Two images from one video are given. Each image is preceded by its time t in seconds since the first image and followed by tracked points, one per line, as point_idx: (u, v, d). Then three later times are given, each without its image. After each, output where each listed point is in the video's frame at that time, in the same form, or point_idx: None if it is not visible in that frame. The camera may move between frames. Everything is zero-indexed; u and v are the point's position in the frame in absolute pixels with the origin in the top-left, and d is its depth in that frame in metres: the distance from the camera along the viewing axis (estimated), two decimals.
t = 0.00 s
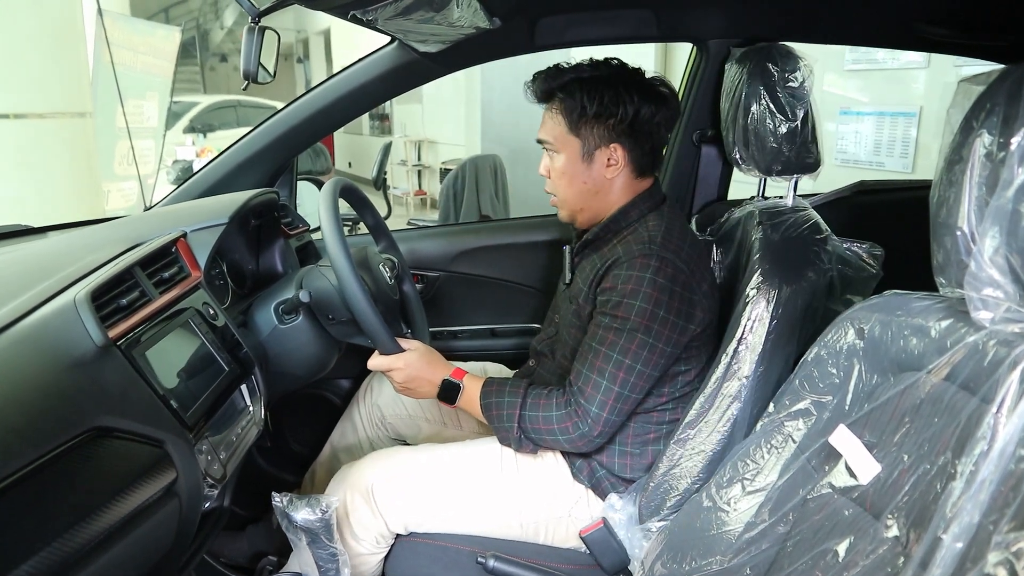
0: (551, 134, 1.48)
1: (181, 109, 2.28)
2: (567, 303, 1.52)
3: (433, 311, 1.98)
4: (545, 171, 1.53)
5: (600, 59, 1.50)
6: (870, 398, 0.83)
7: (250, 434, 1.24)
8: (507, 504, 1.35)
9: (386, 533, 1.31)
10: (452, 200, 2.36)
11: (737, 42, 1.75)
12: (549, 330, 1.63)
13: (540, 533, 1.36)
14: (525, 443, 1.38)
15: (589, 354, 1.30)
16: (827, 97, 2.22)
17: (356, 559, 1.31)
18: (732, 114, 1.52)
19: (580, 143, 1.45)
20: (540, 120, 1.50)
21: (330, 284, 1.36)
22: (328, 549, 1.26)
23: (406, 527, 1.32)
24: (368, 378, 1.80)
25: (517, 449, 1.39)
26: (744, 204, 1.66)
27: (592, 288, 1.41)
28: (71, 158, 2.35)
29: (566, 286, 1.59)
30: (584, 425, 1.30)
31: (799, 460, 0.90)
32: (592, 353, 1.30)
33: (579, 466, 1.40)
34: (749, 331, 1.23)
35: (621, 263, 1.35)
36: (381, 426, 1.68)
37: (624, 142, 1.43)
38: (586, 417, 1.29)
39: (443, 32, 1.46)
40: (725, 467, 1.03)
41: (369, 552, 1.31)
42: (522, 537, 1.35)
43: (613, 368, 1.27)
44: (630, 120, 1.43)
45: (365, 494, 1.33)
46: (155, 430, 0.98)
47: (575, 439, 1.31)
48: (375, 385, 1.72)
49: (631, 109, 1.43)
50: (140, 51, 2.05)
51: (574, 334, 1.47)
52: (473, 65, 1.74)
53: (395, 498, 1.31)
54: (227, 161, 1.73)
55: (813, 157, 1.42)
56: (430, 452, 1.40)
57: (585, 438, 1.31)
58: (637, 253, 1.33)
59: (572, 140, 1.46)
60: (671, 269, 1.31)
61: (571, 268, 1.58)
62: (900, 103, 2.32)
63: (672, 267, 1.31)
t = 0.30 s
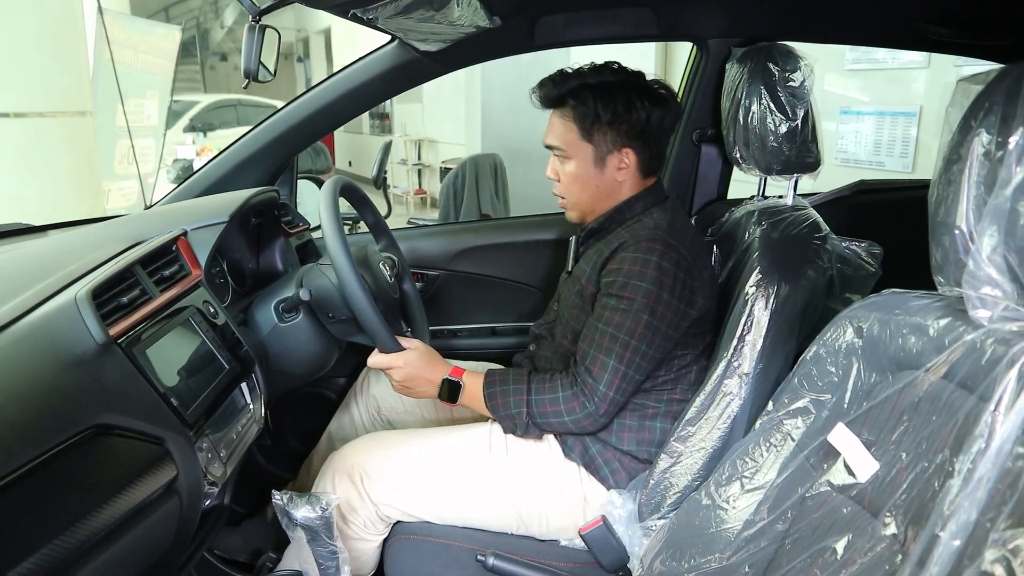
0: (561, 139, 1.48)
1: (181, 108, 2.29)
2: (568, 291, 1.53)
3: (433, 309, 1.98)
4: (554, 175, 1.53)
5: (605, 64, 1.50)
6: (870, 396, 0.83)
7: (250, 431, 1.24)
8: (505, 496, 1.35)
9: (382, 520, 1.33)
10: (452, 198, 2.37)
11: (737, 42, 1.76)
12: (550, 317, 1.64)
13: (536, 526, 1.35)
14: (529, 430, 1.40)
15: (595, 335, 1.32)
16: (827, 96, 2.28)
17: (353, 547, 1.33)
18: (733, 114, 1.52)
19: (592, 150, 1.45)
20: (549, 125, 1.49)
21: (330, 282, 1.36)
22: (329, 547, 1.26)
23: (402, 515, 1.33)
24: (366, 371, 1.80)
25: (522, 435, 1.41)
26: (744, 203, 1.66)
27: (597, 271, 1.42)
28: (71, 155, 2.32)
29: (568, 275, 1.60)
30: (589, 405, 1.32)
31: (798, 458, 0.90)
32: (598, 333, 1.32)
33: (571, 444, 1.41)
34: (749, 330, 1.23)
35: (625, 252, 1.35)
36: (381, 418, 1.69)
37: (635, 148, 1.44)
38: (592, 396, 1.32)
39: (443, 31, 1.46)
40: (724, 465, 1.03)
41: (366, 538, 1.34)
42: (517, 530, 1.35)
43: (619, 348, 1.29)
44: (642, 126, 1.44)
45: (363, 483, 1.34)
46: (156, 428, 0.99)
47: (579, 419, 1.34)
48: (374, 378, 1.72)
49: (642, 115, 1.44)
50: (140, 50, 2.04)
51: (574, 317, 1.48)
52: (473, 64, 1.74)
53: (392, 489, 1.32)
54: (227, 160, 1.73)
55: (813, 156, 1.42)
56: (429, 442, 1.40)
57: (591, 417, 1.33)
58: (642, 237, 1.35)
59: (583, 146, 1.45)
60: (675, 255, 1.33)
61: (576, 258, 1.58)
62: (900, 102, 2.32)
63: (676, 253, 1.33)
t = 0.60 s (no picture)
0: (579, 128, 1.48)
1: (182, 106, 2.29)
2: (575, 305, 1.54)
3: (433, 307, 1.98)
4: (565, 166, 1.52)
5: (630, 55, 1.51)
6: (870, 394, 0.83)
7: (250, 430, 1.24)
8: (508, 499, 1.35)
9: (390, 530, 1.30)
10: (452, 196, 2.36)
11: (737, 39, 1.76)
12: (554, 330, 1.63)
13: (541, 532, 1.35)
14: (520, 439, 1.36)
15: (597, 348, 1.30)
16: (828, 95, 2.30)
17: (358, 559, 1.29)
18: (732, 111, 1.51)
19: (611, 144, 1.45)
20: (568, 112, 1.49)
21: (329, 280, 1.36)
22: (329, 545, 1.26)
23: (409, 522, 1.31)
24: (366, 376, 1.80)
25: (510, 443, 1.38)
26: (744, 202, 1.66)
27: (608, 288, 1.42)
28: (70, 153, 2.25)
29: (573, 286, 1.59)
30: (582, 416, 1.29)
31: (799, 456, 0.90)
32: (601, 346, 1.30)
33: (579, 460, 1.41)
34: (749, 327, 1.23)
35: (638, 268, 1.35)
36: (380, 422, 1.68)
37: (653, 148, 1.46)
38: (586, 408, 1.29)
39: (443, 29, 1.46)
40: (725, 462, 1.03)
41: (373, 549, 1.30)
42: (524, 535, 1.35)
43: (620, 362, 1.27)
44: (663, 126, 1.46)
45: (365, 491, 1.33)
46: (157, 426, 0.99)
47: (569, 431, 1.31)
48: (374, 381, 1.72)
49: (664, 114, 1.45)
50: (139, 48, 2.05)
51: (582, 334, 1.49)
52: (473, 62, 1.74)
53: (394, 490, 1.32)
54: (227, 158, 1.73)
55: (813, 154, 1.42)
56: (431, 448, 1.41)
57: (583, 430, 1.29)
58: (656, 253, 1.35)
59: (601, 138, 1.46)
60: (690, 271, 1.32)
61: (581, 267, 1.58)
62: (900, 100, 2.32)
63: (691, 268, 1.32)
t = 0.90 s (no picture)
0: (597, 111, 1.48)
1: (182, 104, 2.29)
2: (583, 320, 1.51)
3: (434, 305, 1.98)
4: (576, 156, 1.50)
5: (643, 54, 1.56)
6: (873, 390, 0.83)
7: (253, 427, 1.25)
8: (509, 494, 1.35)
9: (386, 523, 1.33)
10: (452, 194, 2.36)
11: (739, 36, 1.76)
12: (559, 341, 1.60)
13: (541, 527, 1.33)
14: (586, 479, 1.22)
15: (644, 375, 1.20)
16: (827, 92, 2.33)
17: (358, 548, 1.33)
18: (734, 108, 1.51)
19: (629, 131, 1.47)
20: (587, 95, 1.48)
21: (331, 277, 1.36)
22: (333, 541, 1.26)
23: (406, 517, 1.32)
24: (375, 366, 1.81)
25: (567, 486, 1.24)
26: (745, 198, 1.65)
27: (631, 314, 1.36)
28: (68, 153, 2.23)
29: (579, 296, 1.55)
30: (649, 445, 1.17)
31: (801, 452, 0.91)
32: (647, 373, 1.20)
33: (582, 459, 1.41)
34: (753, 325, 1.23)
35: (665, 289, 1.29)
36: (382, 418, 1.68)
37: (669, 139, 1.48)
38: (654, 438, 1.16)
39: (445, 26, 1.46)
40: (728, 458, 1.03)
41: (368, 539, 1.33)
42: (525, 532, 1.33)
43: (675, 385, 1.17)
44: (676, 118, 1.50)
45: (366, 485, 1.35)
46: (161, 423, 0.99)
47: (638, 463, 1.17)
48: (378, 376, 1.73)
49: (681, 106, 1.50)
50: (139, 45, 2.04)
51: (596, 353, 1.45)
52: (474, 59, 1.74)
53: (394, 486, 1.33)
54: (228, 156, 1.74)
55: (815, 150, 1.43)
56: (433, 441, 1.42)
57: (653, 466, 1.17)
58: (679, 268, 1.29)
59: (620, 122, 1.47)
60: (717, 279, 1.28)
61: (587, 278, 1.54)
62: (900, 97, 2.32)
63: (717, 277, 1.28)
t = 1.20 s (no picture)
0: (629, 125, 1.43)
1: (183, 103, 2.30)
2: (585, 330, 1.48)
3: (437, 304, 1.98)
4: (604, 169, 1.43)
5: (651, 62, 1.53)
6: (879, 390, 0.83)
7: (258, 426, 1.25)
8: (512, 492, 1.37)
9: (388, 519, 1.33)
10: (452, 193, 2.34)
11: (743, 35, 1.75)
12: (558, 351, 1.56)
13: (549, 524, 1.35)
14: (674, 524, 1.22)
15: (685, 401, 1.21)
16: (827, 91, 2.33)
17: (359, 543, 1.33)
18: (738, 108, 1.51)
19: (654, 148, 1.47)
20: (622, 108, 1.43)
21: (337, 276, 1.37)
22: (338, 540, 1.25)
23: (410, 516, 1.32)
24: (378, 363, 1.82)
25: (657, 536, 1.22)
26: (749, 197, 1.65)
27: (641, 329, 1.32)
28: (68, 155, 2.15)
29: (577, 308, 1.52)
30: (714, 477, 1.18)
31: (807, 452, 0.91)
32: (688, 399, 1.21)
33: (587, 458, 1.41)
34: (762, 326, 1.25)
35: (676, 302, 1.26)
36: (390, 414, 1.71)
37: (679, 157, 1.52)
38: (713, 465, 1.18)
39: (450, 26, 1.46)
40: (734, 458, 1.03)
41: (375, 536, 1.33)
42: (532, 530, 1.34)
43: (719, 405, 1.19)
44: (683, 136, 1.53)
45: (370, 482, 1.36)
46: (168, 422, 0.99)
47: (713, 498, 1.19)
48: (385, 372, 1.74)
49: (692, 122, 1.52)
50: (142, 44, 2.03)
51: (602, 363, 1.42)
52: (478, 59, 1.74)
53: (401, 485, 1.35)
54: (231, 155, 1.74)
55: (819, 150, 1.43)
56: (435, 438, 1.44)
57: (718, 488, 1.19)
58: (686, 279, 1.27)
59: (649, 139, 1.46)
60: (724, 284, 1.26)
61: (584, 289, 1.51)
62: (901, 97, 2.32)
63: (724, 281, 1.26)
